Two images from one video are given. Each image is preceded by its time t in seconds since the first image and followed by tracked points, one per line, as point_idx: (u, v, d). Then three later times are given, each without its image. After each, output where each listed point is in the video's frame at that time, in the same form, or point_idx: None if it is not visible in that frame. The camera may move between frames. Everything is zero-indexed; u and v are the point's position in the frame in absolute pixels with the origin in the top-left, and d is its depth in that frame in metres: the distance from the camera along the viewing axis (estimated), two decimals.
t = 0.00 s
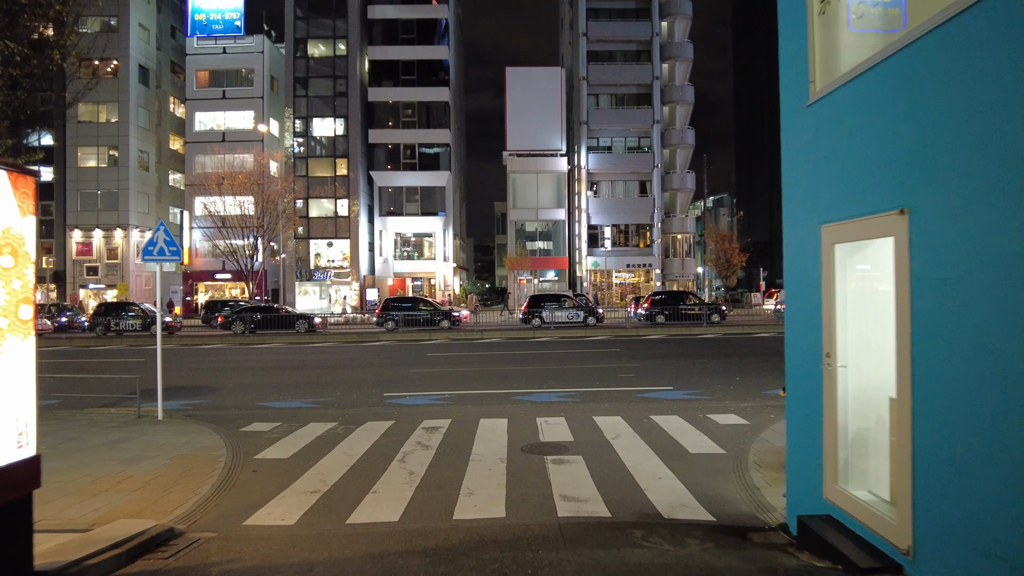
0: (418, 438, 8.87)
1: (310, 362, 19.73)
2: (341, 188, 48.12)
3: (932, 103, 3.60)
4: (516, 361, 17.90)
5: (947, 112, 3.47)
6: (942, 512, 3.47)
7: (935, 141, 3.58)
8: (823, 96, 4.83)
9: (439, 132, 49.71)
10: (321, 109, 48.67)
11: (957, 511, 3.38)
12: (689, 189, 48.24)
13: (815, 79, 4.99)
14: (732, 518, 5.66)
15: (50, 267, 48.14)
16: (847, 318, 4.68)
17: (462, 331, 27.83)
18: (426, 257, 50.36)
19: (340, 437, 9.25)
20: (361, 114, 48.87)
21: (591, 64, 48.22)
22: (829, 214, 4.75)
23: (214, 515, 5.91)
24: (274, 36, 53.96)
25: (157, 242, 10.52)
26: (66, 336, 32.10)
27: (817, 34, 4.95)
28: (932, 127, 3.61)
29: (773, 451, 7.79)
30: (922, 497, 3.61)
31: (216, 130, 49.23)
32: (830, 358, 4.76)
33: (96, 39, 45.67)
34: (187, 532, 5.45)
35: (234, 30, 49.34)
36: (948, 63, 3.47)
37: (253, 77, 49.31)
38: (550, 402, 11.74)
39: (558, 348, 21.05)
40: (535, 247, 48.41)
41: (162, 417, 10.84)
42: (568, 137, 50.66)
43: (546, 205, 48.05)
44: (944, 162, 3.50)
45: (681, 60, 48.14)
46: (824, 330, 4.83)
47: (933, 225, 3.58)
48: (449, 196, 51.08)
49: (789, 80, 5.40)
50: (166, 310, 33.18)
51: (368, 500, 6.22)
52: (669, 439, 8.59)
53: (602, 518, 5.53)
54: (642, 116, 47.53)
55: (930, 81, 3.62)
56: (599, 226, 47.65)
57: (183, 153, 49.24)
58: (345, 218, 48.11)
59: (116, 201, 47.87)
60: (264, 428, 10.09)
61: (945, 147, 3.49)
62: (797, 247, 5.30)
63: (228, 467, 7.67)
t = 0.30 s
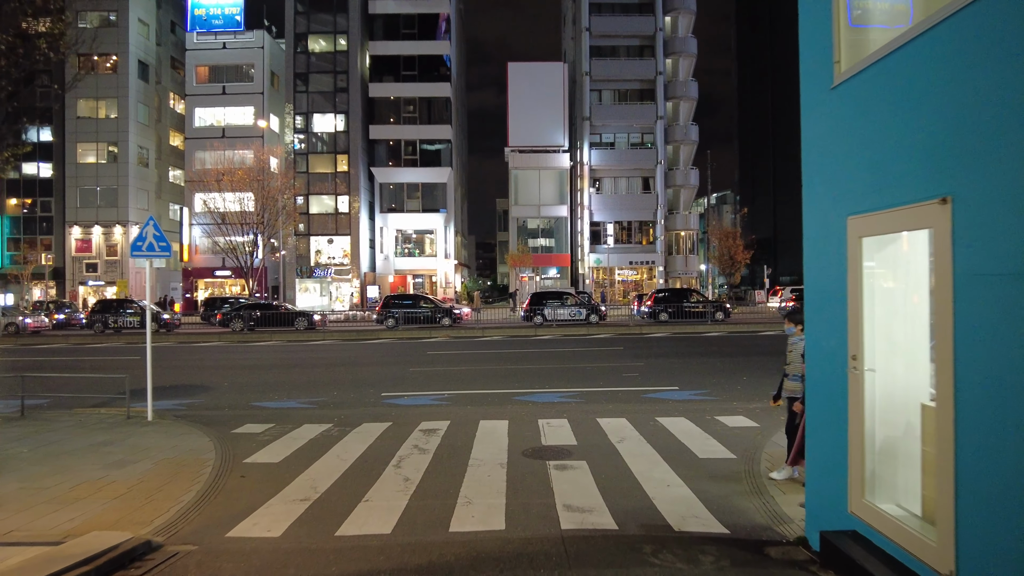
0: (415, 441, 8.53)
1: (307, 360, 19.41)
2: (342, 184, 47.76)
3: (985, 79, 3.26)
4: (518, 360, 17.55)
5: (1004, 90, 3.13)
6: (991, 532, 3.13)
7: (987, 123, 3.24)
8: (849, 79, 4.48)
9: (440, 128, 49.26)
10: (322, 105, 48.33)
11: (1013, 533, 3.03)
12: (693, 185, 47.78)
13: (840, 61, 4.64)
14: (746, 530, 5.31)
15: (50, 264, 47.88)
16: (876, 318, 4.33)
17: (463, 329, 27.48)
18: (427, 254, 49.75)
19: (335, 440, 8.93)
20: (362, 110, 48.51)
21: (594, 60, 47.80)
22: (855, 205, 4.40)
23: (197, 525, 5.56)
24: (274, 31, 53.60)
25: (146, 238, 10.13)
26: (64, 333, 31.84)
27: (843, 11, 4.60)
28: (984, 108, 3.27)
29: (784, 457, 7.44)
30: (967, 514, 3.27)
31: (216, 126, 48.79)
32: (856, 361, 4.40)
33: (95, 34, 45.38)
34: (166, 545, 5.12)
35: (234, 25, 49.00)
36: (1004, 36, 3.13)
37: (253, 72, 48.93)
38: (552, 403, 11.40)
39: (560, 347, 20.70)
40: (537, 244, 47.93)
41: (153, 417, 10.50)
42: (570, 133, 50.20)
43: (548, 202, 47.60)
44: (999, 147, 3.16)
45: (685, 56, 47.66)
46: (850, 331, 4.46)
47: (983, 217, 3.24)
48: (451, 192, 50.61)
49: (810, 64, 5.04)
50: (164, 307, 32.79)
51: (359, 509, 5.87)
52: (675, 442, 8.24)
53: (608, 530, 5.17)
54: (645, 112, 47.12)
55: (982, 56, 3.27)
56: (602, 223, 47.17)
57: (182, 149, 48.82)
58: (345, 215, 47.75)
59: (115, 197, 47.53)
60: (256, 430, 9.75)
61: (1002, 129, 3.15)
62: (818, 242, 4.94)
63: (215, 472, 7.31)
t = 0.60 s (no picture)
0: (408, 445, 8.24)
1: (302, 360, 19.08)
2: (339, 182, 47.46)
3: None
4: (516, 360, 17.23)
5: None
6: None
7: None
8: (871, 59, 4.18)
9: (438, 125, 48.91)
10: (319, 103, 48.01)
11: None
12: (693, 182, 47.51)
13: (861, 42, 4.35)
14: (756, 542, 4.99)
15: (45, 263, 47.54)
16: (898, 317, 4.03)
17: (461, 328, 27.18)
18: (425, 252, 49.37)
19: (325, 444, 8.60)
20: (359, 108, 48.17)
21: (593, 57, 47.47)
22: (878, 196, 4.09)
23: (173, 537, 5.23)
24: (271, 28, 53.24)
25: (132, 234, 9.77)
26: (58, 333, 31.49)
27: None
28: None
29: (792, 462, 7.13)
30: (1012, 531, 2.97)
31: (211, 124, 48.35)
32: (877, 362, 4.07)
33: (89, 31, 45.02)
34: (138, 559, 4.78)
35: (230, 22, 48.64)
36: None
37: (249, 69, 48.55)
38: (551, 404, 11.08)
39: (559, 346, 20.39)
40: (536, 243, 47.58)
41: (138, 419, 10.15)
42: (569, 131, 49.92)
43: (547, 200, 47.29)
44: None
45: (685, 53, 47.38)
46: (870, 330, 4.14)
47: None
48: (449, 191, 50.24)
49: (826, 47, 4.75)
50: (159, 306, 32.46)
51: (346, 520, 5.54)
52: (679, 446, 7.91)
53: (610, 543, 4.85)
54: (645, 109, 46.74)
55: None
56: (601, 221, 46.93)
57: (178, 148, 48.38)
58: (343, 213, 47.44)
59: (110, 195, 47.14)
60: (244, 433, 9.43)
61: None
62: (834, 236, 4.63)
63: (198, 478, 6.97)
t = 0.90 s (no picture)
0: (403, 450, 7.94)
1: (298, 362, 18.77)
2: (337, 182, 47.18)
3: None
4: (515, 361, 16.93)
5: None
6: None
7: None
8: (896, 37, 3.89)
9: (437, 125, 48.63)
10: (317, 102, 47.76)
11: None
12: (693, 183, 47.14)
13: (884, 20, 4.05)
14: (772, 555, 4.69)
15: (41, 264, 47.29)
16: (929, 315, 3.72)
17: (459, 329, 26.87)
18: (424, 253, 49.05)
19: (317, 449, 8.31)
20: (357, 108, 47.93)
21: (593, 56, 47.21)
22: (905, 185, 3.79)
23: (149, 551, 4.91)
24: (268, 28, 53.01)
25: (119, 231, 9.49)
26: (52, 334, 31.14)
27: None
28: None
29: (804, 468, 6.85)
30: None
31: (209, 124, 48.04)
32: (905, 364, 3.76)
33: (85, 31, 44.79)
34: None
35: (227, 21, 48.44)
36: None
37: (247, 69, 48.30)
38: (551, 407, 10.79)
39: (559, 347, 20.10)
40: (535, 244, 47.31)
41: (126, 423, 9.83)
42: (569, 131, 49.72)
43: (546, 200, 47.01)
44: None
45: (685, 52, 47.14)
46: (898, 330, 3.82)
47: None
48: (447, 191, 49.94)
49: (844, 27, 4.45)
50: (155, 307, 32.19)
51: (336, 532, 5.24)
52: (684, 452, 7.62)
53: (615, 558, 4.55)
54: (645, 109, 46.46)
55: None
56: (601, 221, 46.66)
57: (176, 148, 48.09)
58: (341, 214, 47.18)
59: (107, 195, 46.80)
60: (235, 437, 9.11)
61: None
62: (853, 228, 4.32)
63: (184, 486, 6.64)
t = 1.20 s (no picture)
0: (404, 453, 7.66)
1: (298, 362, 18.50)
2: (339, 182, 46.93)
3: None
4: (518, 362, 16.63)
5: None
6: None
7: None
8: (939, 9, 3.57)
9: (440, 125, 48.35)
10: (319, 102, 47.55)
11: None
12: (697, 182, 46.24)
13: None
14: (797, 568, 4.40)
15: (42, 263, 47.08)
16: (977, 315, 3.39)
17: (461, 329, 26.57)
18: (426, 253, 48.66)
19: (314, 453, 8.00)
20: (359, 107, 47.68)
21: (596, 55, 46.89)
22: (949, 171, 3.47)
23: (129, 565, 4.60)
24: (270, 27, 52.84)
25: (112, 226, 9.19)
26: (51, 333, 30.89)
27: None
28: None
29: (823, 475, 6.55)
30: None
31: (210, 123, 47.87)
32: (949, 366, 3.45)
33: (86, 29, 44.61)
34: None
35: (229, 20, 48.28)
36: None
37: (248, 68, 48.09)
38: (556, 409, 10.48)
39: (563, 348, 19.80)
40: (538, 244, 47.02)
41: (119, 424, 9.53)
42: (572, 130, 49.43)
43: (549, 200, 46.66)
44: None
45: (689, 51, 46.81)
46: (940, 330, 3.51)
47: None
48: (449, 191, 49.60)
49: None
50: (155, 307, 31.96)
51: (330, 543, 4.92)
52: (694, 456, 7.32)
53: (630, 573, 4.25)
54: (648, 109, 46.16)
55: None
56: (604, 221, 46.28)
57: (177, 146, 47.84)
58: (343, 213, 46.94)
59: (108, 195, 46.55)
60: (229, 440, 8.82)
61: None
62: (887, 218, 4.01)
63: (173, 492, 6.30)
